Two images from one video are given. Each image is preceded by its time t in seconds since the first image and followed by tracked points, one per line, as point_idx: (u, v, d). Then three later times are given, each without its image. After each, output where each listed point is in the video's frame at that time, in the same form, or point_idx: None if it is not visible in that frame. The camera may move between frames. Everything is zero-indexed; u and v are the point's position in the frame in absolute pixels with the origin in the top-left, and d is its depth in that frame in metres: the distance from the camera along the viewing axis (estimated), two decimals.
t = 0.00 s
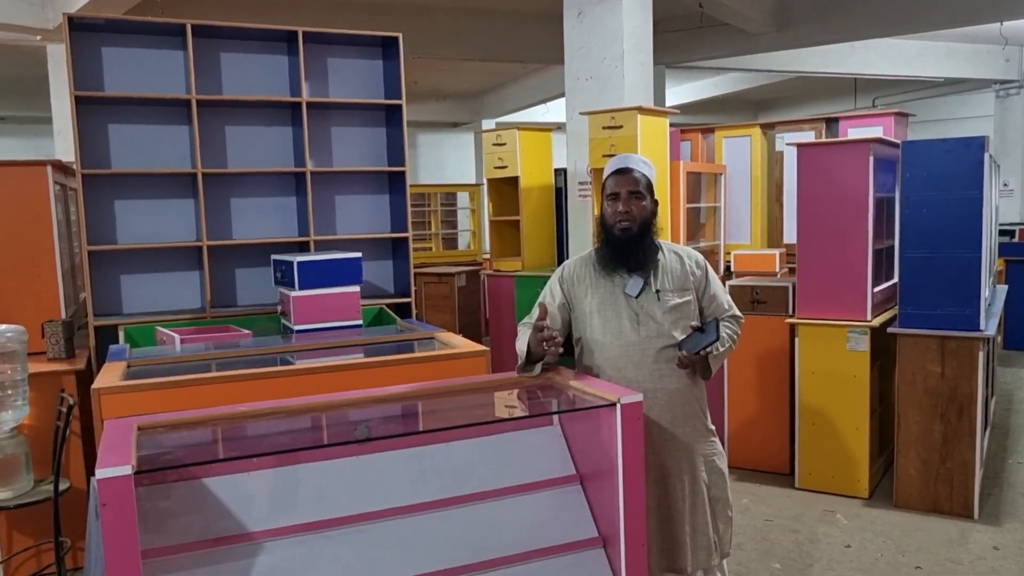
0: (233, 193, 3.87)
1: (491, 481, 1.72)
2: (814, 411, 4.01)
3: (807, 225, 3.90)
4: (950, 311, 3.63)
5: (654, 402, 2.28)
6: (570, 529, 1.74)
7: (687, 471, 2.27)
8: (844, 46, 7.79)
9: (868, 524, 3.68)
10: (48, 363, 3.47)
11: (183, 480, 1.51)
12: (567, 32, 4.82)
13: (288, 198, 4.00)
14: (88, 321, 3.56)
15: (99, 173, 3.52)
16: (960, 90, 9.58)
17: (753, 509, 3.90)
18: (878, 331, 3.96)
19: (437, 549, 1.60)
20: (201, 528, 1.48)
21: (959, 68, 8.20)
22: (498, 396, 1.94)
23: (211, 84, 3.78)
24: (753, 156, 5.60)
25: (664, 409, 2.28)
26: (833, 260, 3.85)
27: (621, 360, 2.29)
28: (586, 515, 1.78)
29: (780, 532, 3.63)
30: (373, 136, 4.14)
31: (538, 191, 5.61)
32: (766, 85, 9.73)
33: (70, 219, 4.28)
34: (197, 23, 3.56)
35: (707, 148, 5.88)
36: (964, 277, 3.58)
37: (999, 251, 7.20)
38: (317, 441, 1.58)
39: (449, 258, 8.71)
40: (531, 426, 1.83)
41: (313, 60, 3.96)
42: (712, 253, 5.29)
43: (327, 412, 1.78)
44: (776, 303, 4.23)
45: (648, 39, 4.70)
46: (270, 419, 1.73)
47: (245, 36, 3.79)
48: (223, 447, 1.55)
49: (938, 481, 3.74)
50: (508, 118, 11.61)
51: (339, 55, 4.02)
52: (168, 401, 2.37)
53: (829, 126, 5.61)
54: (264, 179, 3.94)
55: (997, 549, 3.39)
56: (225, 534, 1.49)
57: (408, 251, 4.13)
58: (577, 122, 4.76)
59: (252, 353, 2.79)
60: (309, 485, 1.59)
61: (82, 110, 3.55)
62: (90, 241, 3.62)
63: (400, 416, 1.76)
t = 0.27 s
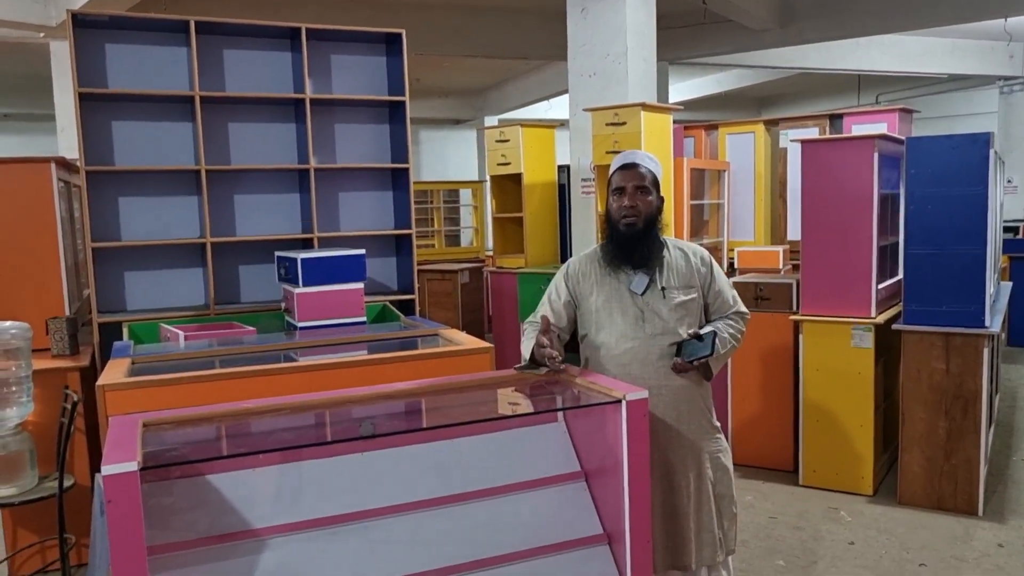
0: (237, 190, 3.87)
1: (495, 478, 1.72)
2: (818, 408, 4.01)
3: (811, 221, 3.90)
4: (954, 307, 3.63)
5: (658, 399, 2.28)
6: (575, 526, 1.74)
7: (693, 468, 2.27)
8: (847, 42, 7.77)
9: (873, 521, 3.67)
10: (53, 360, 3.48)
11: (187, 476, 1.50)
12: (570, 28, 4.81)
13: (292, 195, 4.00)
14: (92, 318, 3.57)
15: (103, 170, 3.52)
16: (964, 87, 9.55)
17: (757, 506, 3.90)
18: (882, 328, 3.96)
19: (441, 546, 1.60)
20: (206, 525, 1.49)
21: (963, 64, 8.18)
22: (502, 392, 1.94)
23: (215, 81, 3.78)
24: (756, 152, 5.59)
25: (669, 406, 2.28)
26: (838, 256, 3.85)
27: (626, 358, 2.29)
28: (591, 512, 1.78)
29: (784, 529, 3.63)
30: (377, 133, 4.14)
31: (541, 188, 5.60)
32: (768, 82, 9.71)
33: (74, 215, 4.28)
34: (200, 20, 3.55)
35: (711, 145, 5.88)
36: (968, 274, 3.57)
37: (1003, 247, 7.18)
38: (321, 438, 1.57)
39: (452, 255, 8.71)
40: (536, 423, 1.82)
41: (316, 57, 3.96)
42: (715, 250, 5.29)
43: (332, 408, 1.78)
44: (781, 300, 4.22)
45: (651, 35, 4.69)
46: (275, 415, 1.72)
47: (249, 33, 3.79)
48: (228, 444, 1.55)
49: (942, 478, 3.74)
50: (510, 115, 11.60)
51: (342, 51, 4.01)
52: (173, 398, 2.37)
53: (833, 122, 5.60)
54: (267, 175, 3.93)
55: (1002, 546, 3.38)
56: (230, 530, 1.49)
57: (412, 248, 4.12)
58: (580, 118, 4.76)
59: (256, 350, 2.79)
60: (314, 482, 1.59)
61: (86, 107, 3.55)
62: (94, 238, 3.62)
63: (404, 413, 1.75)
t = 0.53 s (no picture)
0: (242, 188, 3.87)
1: (501, 476, 1.72)
2: (823, 405, 4.01)
3: (816, 218, 3.89)
4: (960, 305, 3.62)
5: (665, 396, 2.28)
6: (581, 524, 1.74)
7: (699, 465, 2.27)
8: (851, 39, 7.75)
9: (878, 519, 3.67)
10: (58, 357, 3.49)
11: (193, 473, 1.51)
12: (575, 25, 4.81)
13: (296, 192, 4.00)
14: (97, 315, 3.57)
15: (108, 167, 3.52)
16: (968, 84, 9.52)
17: (762, 504, 3.90)
18: (888, 326, 3.95)
19: (447, 544, 1.60)
20: (213, 522, 1.49)
21: (968, 61, 8.15)
22: (507, 390, 1.93)
23: (220, 78, 3.78)
24: (761, 150, 5.58)
25: (676, 404, 2.28)
26: (843, 254, 3.84)
27: (633, 355, 2.29)
28: (597, 510, 1.77)
29: (789, 527, 3.62)
30: (381, 130, 4.14)
31: (545, 185, 5.60)
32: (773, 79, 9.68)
33: (79, 213, 4.28)
34: (205, 17, 3.55)
35: (716, 142, 5.86)
36: (974, 271, 3.56)
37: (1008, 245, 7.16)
38: (326, 435, 1.57)
39: (456, 252, 8.70)
40: (541, 420, 1.82)
41: (321, 55, 3.95)
42: (720, 248, 5.28)
43: (337, 406, 1.78)
44: (786, 298, 4.23)
45: (656, 32, 4.68)
46: (280, 413, 1.72)
47: (253, 30, 3.78)
48: (233, 441, 1.55)
49: (948, 476, 3.73)
50: (514, 112, 11.59)
51: (347, 49, 4.01)
52: (178, 395, 2.37)
53: (838, 119, 5.59)
54: (273, 173, 3.93)
55: (1008, 544, 3.38)
56: (237, 528, 1.49)
57: (417, 245, 4.12)
58: (585, 115, 4.76)
59: (261, 347, 2.80)
60: (320, 479, 1.59)
61: (91, 105, 3.56)
62: (99, 235, 3.63)
63: (409, 410, 1.75)
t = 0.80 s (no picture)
0: (246, 187, 3.87)
1: (504, 474, 1.71)
2: (828, 404, 4.00)
3: (820, 217, 3.88)
4: (965, 304, 3.61)
5: (670, 395, 2.27)
6: (585, 523, 1.73)
7: (705, 465, 2.26)
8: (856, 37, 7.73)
9: (883, 518, 3.66)
10: (62, 355, 3.49)
11: (197, 472, 1.51)
12: (578, 23, 4.80)
13: (300, 190, 4.00)
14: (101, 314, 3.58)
15: (112, 166, 3.52)
16: (973, 82, 9.50)
17: (766, 503, 3.89)
18: (893, 324, 3.94)
19: (451, 542, 1.60)
20: (216, 520, 1.48)
21: (972, 59, 8.12)
22: (511, 389, 1.93)
23: (224, 77, 3.78)
24: (765, 148, 5.57)
25: (681, 403, 2.27)
26: (848, 252, 3.83)
27: (637, 354, 2.28)
28: (601, 509, 1.77)
29: (794, 526, 3.62)
30: (385, 129, 4.13)
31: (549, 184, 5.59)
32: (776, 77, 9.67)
33: (83, 211, 4.29)
34: (209, 15, 3.55)
35: (720, 141, 5.85)
36: (978, 270, 3.56)
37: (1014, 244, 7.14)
38: (329, 434, 1.57)
39: (460, 251, 8.70)
40: (545, 419, 1.82)
41: (324, 53, 3.95)
42: (724, 246, 5.28)
43: (340, 405, 1.78)
44: (790, 296, 4.22)
45: (660, 31, 4.67)
46: (284, 412, 1.72)
47: (257, 28, 3.78)
48: (237, 440, 1.55)
49: (953, 475, 3.72)
50: (517, 111, 11.58)
51: (351, 47, 4.01)
52: (182, 394, 2.38)
53: (842, 117, 5.57)
54: (277, 171, 3.93)
55: (1014, 544, 3.37)
56: (241, 526, 1.49)
57: (421, 244, 4.12)
58: (588, 114, 4.76)
59: (265, 346, 2.80)
60: (323, 477, 1.59)
61: (95, 103, 3.56)
62: (103, 234, 3.63)
63: (412, 409, 1.75)
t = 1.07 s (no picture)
0: (248, 185, 3.87)
1: (506, 474, 1.71)
2: (830, 404, 3.99)
3: (824, 215, 3.87)
4: (968, 303, 3.60)
5: (672, 395, 2.27)
6: (587, 522, 1.73)
7: (708, 465, 2.26)
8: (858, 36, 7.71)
9: (885, 518, 3.66)
10: (65, 354, 3.50)
11: (199, 471, 1.51)
12: (581, 22, 4.79)
13: (303, 189, 4.00)
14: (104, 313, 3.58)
15: (115, 164, 3.52)
16: (976, 81, 9.48)
17: (769, 502, 3.89)
18: (896, 324, 3.93)
19: (453, 542, 1.60)
20: (218, 519, 1.48)
21: (975, 58, 8.11)
22: (513, 388, 1.93)
23: (226, 76, 3.78)
24: (768, 147, 5.57)
25: (683, 403, 2.26)
26: (851, 251, 3.82)
27: (639, 354, 2.28)
28: (603, 508, 1.77)
29: (796, 526, 3.61)
30: (387, 127, 4.13)
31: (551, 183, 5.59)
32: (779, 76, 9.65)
33: (86, 210, 4.29)
34: (211, 14, 3.55)
35: (722, 139, 5.84)
36: (981, 269, 3.55)
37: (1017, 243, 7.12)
38: (332, 433, 1.57)
39: (462, 250, 8.70)
40: (547, 418, 1.82)
41: (326, 51, 3.95)
42: (726, 245, 5.27)
43: (342, 403, 1.78)
44: (793, 295, 4.21)
45: (663, 30, 4.66)
46: (286, 411, 1.72)
47: (260, 27, 3.78)
48: (239, 439, 1.55)
49: (956, 475, 3.71)
50: (519, 110, 11.58)
51: (353, 46, 4.01)
52: (184, 393, 2.38)
53: (845, 116, 5.56)
54: (279, 170, 3.94)
55: (1016, 543, 3.36)
56: (243, 525, 1.49)
57: (423, 243, 4.12)
58: (590, 113, 4.75)
59: (267, 344, 2.80)
60: (325, 476, 1.59)
61: (97, 102, 3.56)
62: (106, 232, 3.63)
63: (415, 408, 1.75)
